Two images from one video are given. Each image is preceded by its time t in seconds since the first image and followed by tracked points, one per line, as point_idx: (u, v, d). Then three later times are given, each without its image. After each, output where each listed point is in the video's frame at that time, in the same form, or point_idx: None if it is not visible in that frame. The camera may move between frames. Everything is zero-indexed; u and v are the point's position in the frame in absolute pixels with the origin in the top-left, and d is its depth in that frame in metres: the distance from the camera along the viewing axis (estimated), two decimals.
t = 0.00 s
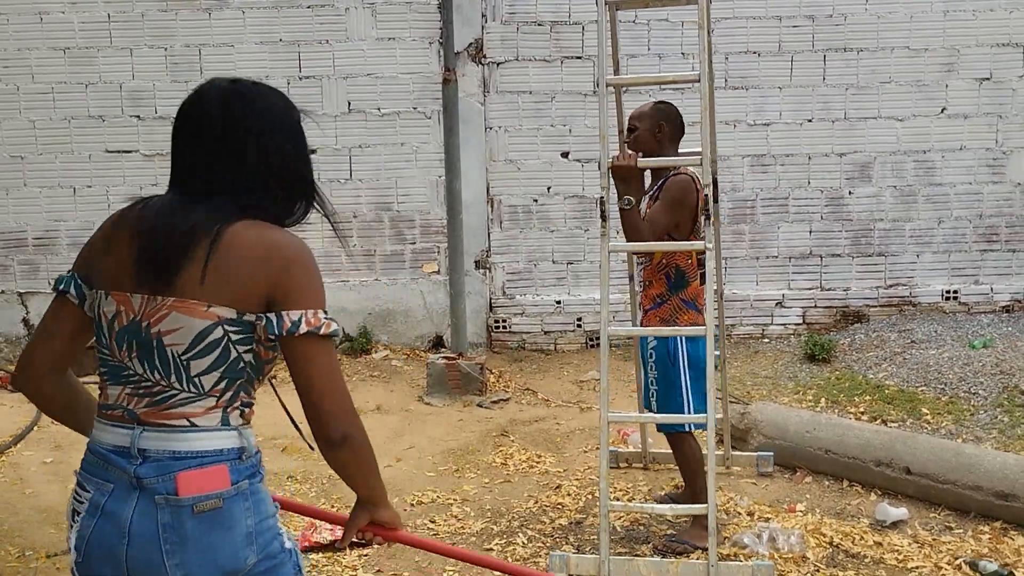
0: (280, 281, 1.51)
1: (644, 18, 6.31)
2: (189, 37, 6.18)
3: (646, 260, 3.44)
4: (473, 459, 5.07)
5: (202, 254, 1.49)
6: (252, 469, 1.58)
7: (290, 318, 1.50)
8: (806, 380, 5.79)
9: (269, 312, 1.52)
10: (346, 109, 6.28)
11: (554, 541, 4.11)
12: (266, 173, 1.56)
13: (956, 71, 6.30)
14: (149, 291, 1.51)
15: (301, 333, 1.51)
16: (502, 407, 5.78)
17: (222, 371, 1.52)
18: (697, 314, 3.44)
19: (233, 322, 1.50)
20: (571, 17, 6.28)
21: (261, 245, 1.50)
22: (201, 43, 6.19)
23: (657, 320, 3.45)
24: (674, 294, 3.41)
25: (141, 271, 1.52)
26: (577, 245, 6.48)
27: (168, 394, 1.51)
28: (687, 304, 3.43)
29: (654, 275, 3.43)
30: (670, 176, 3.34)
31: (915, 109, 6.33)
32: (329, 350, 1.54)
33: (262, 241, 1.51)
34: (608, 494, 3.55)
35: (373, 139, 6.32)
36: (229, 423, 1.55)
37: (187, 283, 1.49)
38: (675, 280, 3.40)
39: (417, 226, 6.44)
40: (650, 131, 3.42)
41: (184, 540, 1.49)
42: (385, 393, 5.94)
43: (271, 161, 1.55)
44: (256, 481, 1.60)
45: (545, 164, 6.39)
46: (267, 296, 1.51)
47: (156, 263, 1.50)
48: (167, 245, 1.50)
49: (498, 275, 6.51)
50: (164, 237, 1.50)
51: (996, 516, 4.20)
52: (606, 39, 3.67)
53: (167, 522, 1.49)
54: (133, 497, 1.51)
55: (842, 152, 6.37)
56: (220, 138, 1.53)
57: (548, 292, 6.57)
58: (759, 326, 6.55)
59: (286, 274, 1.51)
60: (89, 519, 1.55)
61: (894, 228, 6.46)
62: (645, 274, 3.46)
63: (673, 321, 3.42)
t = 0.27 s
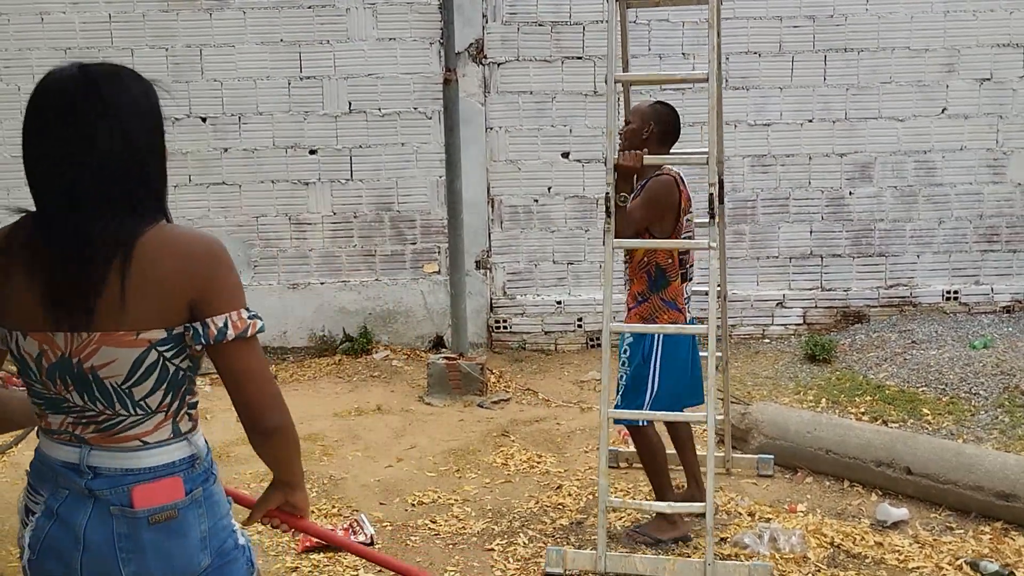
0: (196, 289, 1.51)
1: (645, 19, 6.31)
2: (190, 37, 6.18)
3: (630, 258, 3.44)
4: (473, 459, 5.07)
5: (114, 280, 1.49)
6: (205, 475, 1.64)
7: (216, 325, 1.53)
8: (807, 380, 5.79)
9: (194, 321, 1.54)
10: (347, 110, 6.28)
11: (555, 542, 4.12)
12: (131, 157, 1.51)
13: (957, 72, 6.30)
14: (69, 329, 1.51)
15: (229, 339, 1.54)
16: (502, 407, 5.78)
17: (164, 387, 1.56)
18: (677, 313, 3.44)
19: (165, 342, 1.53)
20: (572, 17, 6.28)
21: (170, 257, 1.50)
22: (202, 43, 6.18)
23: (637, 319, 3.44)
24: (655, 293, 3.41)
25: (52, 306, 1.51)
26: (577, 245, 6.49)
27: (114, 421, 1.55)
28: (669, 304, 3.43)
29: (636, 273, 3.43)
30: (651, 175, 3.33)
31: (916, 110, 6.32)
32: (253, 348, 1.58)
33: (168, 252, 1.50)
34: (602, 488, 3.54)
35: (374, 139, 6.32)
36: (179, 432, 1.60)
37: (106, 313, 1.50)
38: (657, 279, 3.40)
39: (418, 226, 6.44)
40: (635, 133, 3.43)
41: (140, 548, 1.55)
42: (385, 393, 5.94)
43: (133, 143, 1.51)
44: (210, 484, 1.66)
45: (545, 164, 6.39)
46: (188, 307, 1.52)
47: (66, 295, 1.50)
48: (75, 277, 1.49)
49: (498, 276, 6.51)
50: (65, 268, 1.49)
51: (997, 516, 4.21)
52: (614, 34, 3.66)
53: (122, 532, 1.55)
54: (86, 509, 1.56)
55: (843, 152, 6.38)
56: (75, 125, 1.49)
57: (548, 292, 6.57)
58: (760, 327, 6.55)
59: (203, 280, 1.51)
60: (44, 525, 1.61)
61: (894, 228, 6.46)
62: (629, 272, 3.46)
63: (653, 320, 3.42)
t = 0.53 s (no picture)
0: (177, 302, 1.57)
1: (647, 20, 6.30)
2: (192, 36, 6.17)
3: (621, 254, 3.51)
4: (475, 460, 5.06)
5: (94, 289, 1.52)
6: (183, 472, 1.69)
7: (200, 338, 1.60)
8: (808, 382, 5.79)
9: (172, 332, 1.59)
10: (350, 110, 6.27)
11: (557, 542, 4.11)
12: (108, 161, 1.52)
13: (959, 74, 6.30)
14: (42, 338, 1.53)
15: (211, 352, 1.63)
16: (503, 408, 5.78)
17: (140, 394, 1.60)
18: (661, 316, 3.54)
19: (142, 351, 1.57)
20: (574, 18, 6.28)
21: (153, 269, 1.54)
22: (205, 42, 6.18)
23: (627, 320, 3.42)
24: (643, 293, 3.46)
25: (26, 311, 1.53)
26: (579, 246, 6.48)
27: (90, 428, 1.58)
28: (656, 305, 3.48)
29: (626, 272, 3.50)
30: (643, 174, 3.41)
31: (918, 112, 6.33)
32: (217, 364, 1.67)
33: (151, 264, 1.54)
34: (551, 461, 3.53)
35: (376, 139, 6.32)
36: (155, 433, 1.65)
37: (84, 320, 1.53)
38: (647, 279, 3.46)
39: (419, 227, 6.43)
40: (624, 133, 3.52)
41: (121, 547, 1.61)
42: (386, 393, 5.94)
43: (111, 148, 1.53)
44: (187, 479, 1.72)
45: (547, 165, 6.38)
46: (166, 320, 1.57)
47: (43, 302, 1.51)
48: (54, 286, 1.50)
49: (500, 276, 6.50)
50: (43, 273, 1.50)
51: (998, 519, 4.21)
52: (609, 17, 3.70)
53: (103, 531, 1.60)
54: (64, 510, 1.60)
55: (844, 154, 6.38)
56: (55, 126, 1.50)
57: (550, 293, 6.57)
58: (762, 328, 6.55)
59: (182, 293, 1.57)
60: (22, 525, 1.64)
61: (895, 230, 6.46)
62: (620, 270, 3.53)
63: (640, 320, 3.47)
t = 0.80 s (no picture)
0: (223, 312, 1.58)
1: (661, 20, 6.29)
2: (206, 37, 6.19)
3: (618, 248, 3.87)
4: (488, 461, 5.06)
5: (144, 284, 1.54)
6: (191, 486, 1.69)
7: (238, 352, 1.62)
8: (822, 383, 5.77)
9: (211, 341, 1.60)
10: (363, 110, 6.28)
11: (570, 544, 4.11)
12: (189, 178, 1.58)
13: (975, 74, 6.26)
14: (81, 319, 1.55)
15: (247, 369, 1.64)
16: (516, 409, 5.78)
17: (164, 396, 1.61)
18: (653, 308, 3.87)
19: (175, 351, 1.58)
20: (588, 18, 6.27)
21: (207, 275, 1.56)
22: (219, 42, 6.19)
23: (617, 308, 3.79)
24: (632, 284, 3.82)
25: (71, 298, 1.56)
26: (592, 246, 6.48)
27: (109, 420, 1.60)
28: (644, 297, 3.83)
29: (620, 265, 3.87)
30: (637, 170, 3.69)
31: (933, 111, 6.29)
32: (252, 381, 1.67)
33: (205, 271, 1.56)
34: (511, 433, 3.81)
35: (389, 140, 6.33)
36: (170, 441, 1.66)
37: (126, 313, 1.55)
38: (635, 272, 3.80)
39: (432, 227, 6.44)
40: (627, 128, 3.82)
41: (118, 555, 1.59)
42: (398, 393, 5.95)
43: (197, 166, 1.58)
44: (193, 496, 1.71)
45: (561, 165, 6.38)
46: (208, 327, 1.59)
47: (91, 292, 1.54)
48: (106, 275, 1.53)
49: (512, 277, 6.50)
50: (100, 265, 1.54)
51: (1015, 523, 4.20)
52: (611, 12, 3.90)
53: (103, 537, 1.60)
54: (68, 510, 1.61)
55: (859, 154, 6.35)
56: (153, 133, 1.55)
57: (563, 293, 6.57)
58: (775, 329, 6.53)
59: (230, 300, 1.58)
60: (26, 523, 1.65)
61: (910, 231, 6.43)
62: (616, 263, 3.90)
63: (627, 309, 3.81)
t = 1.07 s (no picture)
0: (305, 303, 1.63)
1: (690, 20, 6.27)
2: (236, 40, 6.23)
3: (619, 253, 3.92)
4: (517, 463, 5.06)
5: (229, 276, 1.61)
6: (255, 482, 1.72)
7: (312, 339, 1.63)
8: (852, 386, 5.73)
9: (289, 332, 1.65)
10: (391, 113, 6.30)
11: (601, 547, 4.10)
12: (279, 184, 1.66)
13: (1009, 73, 6.19)
14: (165, 310, 1.62)
15: (323, 355, 1.64)
16: (545, 411, 5.78)
17: (238, 388, 1.65)
18: (649, 315, 3.90)
19: (253, 341, 1.63)
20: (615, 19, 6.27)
21: (291, 270, 1.63)
22: (248, 45, 6.23)
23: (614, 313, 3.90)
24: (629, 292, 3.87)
25: (159, 292, 1.62)
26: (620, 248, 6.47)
27: (182, 409, 1.63)
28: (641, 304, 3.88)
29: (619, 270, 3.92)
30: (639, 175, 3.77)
31: (965, 111, 6.23)
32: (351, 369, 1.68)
33: (289, 265, 1.63)
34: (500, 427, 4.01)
35: (417, 142, 6.35)
36: (238, 437, 1.69)
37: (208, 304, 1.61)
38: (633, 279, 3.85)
39: (460, 229, 6.45)
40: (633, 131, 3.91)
41: (185, 546, 1.62)
42: (427, 394, 5.97)
43: (288, 169, 1.65)
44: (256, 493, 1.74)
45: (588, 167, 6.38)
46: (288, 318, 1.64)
47: (177, 288, 1.60)
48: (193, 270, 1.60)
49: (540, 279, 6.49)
50: (189, 261, 1.60)
51: None
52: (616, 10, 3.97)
53: (170, 530, 1.62)
54: (136, 502, 1.63)
55: (890, 155, 6.29)
56: (247, 137, 1.63)
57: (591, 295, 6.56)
58: (804, 331, 6.49)
59: (311, 295, 1.64)
60: (89, 517, 1.68)
61: (942, 232, 6.37)
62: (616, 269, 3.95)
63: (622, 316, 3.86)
